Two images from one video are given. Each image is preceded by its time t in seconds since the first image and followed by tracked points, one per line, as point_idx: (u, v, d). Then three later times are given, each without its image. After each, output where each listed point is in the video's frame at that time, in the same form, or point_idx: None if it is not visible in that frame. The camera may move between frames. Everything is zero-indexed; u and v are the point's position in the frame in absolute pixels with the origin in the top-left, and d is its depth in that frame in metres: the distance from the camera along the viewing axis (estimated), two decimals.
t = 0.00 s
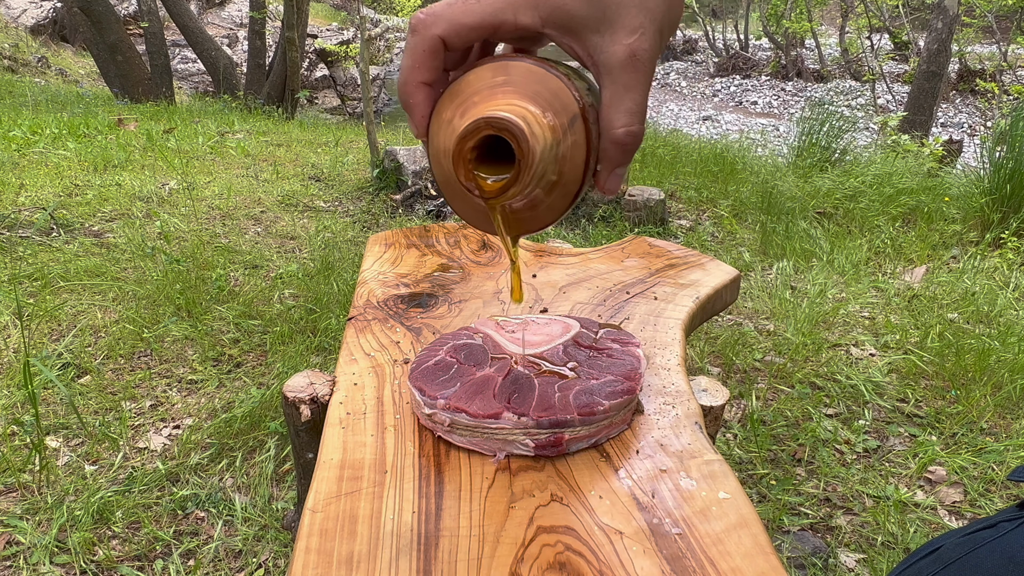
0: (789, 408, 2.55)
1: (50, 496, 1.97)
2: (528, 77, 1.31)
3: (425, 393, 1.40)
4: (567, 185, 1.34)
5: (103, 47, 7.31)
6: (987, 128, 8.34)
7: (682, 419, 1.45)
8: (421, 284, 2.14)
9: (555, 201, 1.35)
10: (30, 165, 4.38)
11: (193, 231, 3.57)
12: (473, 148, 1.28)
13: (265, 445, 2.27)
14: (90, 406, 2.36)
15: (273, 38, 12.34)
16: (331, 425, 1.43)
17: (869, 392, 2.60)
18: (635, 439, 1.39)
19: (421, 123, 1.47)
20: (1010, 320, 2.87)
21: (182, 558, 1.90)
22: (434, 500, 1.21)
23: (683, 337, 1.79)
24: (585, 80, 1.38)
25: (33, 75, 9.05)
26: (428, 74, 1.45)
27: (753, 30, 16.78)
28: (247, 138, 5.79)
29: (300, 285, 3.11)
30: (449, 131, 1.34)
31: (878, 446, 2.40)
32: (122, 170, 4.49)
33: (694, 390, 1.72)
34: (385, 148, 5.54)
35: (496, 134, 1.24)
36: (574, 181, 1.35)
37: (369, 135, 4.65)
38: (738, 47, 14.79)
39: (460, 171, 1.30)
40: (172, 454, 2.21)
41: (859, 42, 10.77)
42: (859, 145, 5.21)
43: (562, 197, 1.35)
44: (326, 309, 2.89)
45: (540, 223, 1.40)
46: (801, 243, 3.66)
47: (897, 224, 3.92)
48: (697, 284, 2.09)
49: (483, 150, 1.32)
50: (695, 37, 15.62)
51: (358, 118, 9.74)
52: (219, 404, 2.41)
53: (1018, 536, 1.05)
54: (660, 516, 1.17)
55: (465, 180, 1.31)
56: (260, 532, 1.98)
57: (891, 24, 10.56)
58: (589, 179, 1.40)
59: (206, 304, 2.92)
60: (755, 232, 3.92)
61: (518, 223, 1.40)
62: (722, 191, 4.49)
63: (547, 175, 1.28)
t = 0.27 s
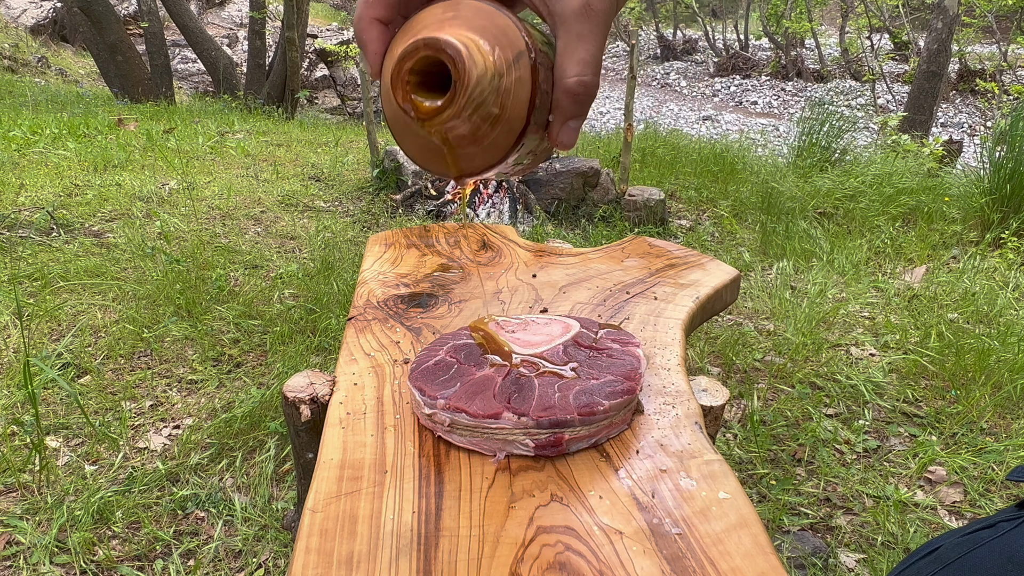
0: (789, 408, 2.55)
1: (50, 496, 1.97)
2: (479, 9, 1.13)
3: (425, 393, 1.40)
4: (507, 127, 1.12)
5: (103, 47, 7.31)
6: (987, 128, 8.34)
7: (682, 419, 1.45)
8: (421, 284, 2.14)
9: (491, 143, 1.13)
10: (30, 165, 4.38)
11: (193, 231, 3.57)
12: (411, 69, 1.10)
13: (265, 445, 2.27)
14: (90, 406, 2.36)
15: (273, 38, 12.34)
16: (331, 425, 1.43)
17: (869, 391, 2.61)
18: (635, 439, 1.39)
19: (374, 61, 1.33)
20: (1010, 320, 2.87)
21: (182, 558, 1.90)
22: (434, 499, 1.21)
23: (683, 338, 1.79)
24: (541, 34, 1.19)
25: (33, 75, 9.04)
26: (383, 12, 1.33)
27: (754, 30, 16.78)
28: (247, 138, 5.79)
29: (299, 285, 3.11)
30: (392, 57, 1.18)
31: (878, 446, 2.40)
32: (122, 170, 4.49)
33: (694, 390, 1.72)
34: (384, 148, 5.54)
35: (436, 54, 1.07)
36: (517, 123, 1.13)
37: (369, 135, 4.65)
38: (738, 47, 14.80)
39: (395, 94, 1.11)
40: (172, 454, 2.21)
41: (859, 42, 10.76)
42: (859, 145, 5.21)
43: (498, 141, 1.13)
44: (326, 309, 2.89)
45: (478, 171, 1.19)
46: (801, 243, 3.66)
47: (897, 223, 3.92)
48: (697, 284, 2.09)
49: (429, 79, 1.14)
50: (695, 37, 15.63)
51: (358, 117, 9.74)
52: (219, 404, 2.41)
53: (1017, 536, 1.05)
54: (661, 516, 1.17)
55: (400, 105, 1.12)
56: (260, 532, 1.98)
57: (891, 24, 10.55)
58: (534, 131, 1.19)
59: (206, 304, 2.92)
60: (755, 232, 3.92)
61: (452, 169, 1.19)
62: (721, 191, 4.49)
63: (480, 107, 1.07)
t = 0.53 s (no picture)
0: (789, 408, 2.55)
1: (50, 496, 1.97)
2: None
3: (426, 394, 1.40)
4: None
5: (103, 48, 7.31)
6: (987, 128, 8.34)
7: (682, 419, 1.45)
8: (422, 284, 2.14)
9: None
10: (30, 166, 4.38)
11: (193, 231, 3.57)
12: None
13: (265, 445, 2.27)
14: (91, 406, 2.36)
15: (273, 38, 12.34)
16: (331, 425, 1.43)
17: (869, 392, 2.61)
18: (635, 439, 1.39)
19: None
20: (1010, 320, 2.87)
21: (182, 558, 1.90)
22: (434, 499, 1.21)
23: (683, 337, 1.79)
24: None
25: (33, 75, 9.05)
26: None
27: (753, 30, 16.79)
28: (247, 138, 5.79)
29: (299, 285, 3.11)
30: None
31: (878, 446, 2.40)
32: (122, 171, 4.49)
33: (694, 390, 1.72)
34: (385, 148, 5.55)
35: None
36: None
37: (369, 135, 4.65)
38: (738, 47, 14.80)
39: None
40: (172, 454, 2.21)
41: (859, 42, 10.77)
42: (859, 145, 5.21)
43: None
44: (326, 309, 2.89)
45: None
46: (801, 243, 3.66)
47: (897, 224, 3.92)
48: (697, 284, 2.10)
49: None
50: (695, 37, 15.64)
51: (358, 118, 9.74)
52: (219, 404, 2.41)
53: (1017, 537, 1.05)
54: (660, 516, 1.17)
55: None
56: (260, 532, 1.98)
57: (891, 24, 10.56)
58: None
59: (206, 304, 2.92)
60: (755, 232, 3.92)
61: None
62: (722, 191, 4.49)
63: None
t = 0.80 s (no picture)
0: (789, 408, 2.55)
1: (50, 496, 1.97)
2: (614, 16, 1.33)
3: (426, 394, 1.40)
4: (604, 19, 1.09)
5: (103, 47, 7.31)
6: (987, 128, 8.35)
7: (682, 419, 1.45)
8: (421, 284, 2.14)
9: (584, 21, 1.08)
10: (30, 166, 4.38)
11: (193, 231, 3.57)
12: None
13: (265, 445, 2.27)
14: (90, 406, 2.37)
15: (273, 38, 12.34)
16: (331, 425, 1.43)
17: (869, 392, 2.61)
18: (635, 439, 1.39)
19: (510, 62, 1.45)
20: (1010, 320, 2.87)
21: (182, 558, 1.90)
22: (434, 499, 1.21)
23: (683, 338, 1.79)
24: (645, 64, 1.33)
25: (33, 75, 9.04)
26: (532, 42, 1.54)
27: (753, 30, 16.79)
28: (247, 138, 5.79)
29: (299, 285, 3.11)
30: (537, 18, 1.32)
31: (879, 446, 2.40)
32: (122, 170, 4.49)
33: (694, 390, 1.72)
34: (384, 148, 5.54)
35: None
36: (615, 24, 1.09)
37: (369, 135, 4.65)
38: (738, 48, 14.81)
39: None
40: (172, 454, 2.21)
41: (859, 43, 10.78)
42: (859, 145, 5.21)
43: (589, 15, 1.10)
44: (326, 309, 2.89)
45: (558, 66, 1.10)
46: (801, 243, 3.66)
47: (897, 224, 3.92)
48: (697, 284, 2.10)
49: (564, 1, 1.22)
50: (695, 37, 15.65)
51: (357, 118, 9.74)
52: (219, 404, 2.41)
53: (1019, 536, 1.05)
54: (660, 516, 1.17)
55: None
56: (260, 532, 1.98)
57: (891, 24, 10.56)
58: (619, 58, 1.12)
59: (206, 304, 2.92)
60: (755, 232, 3.92)
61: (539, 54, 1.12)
62: (722, 191, 4.49)
63: None
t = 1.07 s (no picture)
0: (789, 408, 2.55)
1: (50, 496, 1.97)
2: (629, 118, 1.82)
3: (426, 394, 1.40)
4: (613, 127, 1.64)
5: (103, 48, 7.31)
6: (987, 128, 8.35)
7: (682, 419, 1.45)
8: (421, 284, 2.14)
9: (594, 128, 1.64)
10: (30, 166, 4.38)
11: (193, 231, 3.57)
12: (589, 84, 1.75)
13: (265, 445, 2.27)
14: (90, 406, 2.37)
15: (273, 38, 12.34)
16: (331, 425, 1.43)
17: (869, 392, 2.61)
18: (635, 439, 1.39)
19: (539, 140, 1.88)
20: (1010, 320, 2.87)
21: (182, 558, 1.90)
22: (434, 499, 1.21)
23: (683, 338, 1.79)
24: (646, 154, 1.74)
25: (33, 75, 9.05)
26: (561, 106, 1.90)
27: (754, 30, 16.79)
28: (247, 138, 5.79)
29: (300, 285, 3.11)
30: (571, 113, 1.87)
31: (878, 446, 2.40)
32: (122, 170, 4.49)
33: (694, 390, 1.72)
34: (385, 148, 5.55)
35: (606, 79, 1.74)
36: (618, 133, 1.64)
37: (369, 135, 4.65)
38: (738, 48, 14.82)
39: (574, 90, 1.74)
40: (172, 454, 2.21)
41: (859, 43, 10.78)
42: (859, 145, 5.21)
43: (601, 122, 1.65)
44: (326, 310, 2.89)
45: (571, 154, 1.66)
46: (801, 243, 3.66)
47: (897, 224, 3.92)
48: (697, 284, 2.10)
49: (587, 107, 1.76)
50: (695, 37, 15.66)
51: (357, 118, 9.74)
52: (219, 405, 2.41)
53: (1019, 535, 1.06)
54: (660, 516, 1.17)
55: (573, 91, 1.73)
56: (260, 532, 1.98)
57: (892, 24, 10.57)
58: (616, 159, 1.66)
59: (206, 304, 2.92)
60: (755, 232, 3.92)
61: (558, 143, 1.69)
62: (721, 191, 4.49)
63: (608, 103, 1.67)
